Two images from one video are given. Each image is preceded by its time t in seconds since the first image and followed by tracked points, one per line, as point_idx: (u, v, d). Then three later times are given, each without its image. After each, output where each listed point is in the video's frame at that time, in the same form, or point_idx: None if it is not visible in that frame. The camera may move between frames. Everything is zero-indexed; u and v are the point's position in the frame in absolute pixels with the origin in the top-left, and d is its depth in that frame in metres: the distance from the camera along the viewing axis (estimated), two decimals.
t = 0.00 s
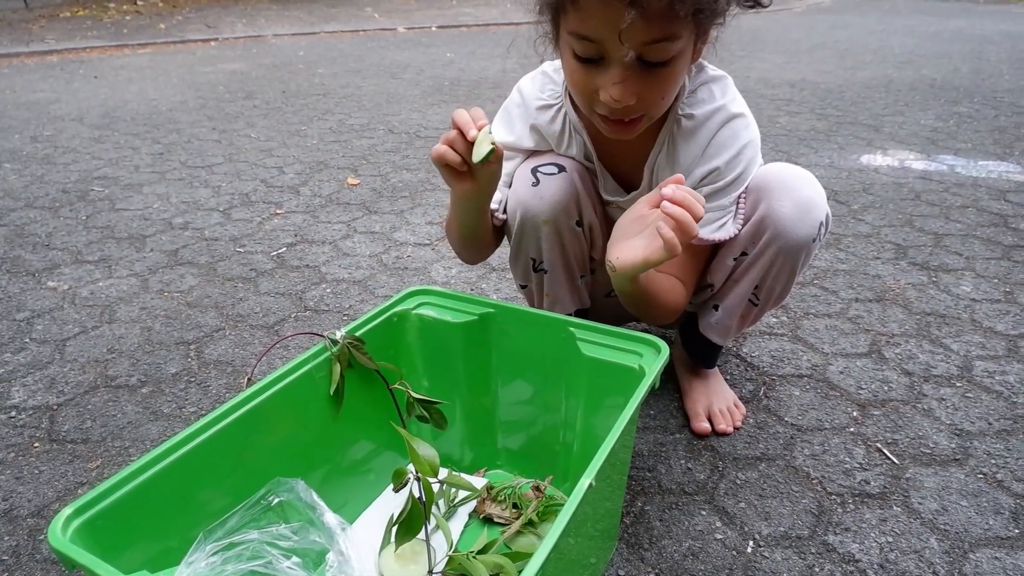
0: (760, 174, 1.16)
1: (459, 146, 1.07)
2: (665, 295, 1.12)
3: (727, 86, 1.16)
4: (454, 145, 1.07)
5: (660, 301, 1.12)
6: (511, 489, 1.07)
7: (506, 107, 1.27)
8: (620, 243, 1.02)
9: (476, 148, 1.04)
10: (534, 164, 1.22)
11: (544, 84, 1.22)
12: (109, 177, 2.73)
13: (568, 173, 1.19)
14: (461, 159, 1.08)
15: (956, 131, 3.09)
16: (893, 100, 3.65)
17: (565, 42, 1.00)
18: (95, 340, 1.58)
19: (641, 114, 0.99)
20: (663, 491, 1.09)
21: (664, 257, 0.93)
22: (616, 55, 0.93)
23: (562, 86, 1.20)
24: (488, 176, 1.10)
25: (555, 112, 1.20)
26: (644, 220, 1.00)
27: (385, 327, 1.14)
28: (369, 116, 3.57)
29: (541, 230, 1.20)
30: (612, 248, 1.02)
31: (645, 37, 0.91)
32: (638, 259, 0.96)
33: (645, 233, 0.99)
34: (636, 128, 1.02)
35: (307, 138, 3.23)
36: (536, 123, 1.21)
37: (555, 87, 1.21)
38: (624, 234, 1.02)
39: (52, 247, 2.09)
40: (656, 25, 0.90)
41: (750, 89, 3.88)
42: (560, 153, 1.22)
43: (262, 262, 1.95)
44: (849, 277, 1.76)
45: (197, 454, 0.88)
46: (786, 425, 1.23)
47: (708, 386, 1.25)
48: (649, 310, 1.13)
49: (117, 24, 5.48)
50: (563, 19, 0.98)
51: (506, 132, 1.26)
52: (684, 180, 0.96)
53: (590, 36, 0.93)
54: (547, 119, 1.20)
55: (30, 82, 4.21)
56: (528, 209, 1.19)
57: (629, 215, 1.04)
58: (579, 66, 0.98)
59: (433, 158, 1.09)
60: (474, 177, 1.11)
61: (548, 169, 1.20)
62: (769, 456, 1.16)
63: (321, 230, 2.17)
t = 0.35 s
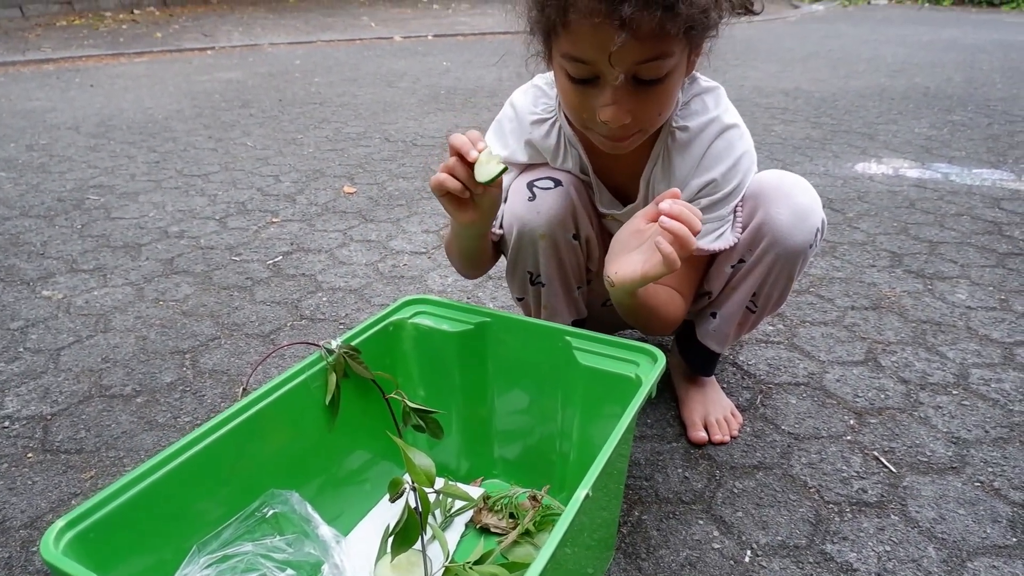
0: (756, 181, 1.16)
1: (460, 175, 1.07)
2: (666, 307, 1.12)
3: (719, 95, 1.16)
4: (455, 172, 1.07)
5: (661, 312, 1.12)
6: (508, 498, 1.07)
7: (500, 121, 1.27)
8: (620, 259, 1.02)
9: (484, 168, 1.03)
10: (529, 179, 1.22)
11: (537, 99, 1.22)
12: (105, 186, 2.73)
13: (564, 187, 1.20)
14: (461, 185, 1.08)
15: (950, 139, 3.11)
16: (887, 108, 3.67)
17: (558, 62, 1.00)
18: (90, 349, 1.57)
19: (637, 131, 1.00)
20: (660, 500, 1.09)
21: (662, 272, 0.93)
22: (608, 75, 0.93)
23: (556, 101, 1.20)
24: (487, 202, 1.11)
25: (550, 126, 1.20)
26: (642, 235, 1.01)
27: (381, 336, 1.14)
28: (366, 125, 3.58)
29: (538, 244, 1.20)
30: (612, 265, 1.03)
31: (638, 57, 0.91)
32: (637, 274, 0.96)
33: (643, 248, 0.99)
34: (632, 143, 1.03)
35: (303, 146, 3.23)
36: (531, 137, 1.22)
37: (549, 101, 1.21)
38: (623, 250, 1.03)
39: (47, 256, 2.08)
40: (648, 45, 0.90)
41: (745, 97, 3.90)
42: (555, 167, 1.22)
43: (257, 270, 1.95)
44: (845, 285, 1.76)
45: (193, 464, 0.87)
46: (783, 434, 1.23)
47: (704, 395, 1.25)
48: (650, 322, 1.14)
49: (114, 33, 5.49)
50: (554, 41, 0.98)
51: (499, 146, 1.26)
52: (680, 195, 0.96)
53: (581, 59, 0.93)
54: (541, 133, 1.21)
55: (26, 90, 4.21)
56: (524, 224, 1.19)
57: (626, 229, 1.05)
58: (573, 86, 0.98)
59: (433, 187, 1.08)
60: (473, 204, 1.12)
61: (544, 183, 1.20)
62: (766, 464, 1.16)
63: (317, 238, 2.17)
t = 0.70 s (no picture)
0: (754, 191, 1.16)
1: (461, 199, 1.07)
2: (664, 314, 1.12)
3: (719, 104, 1.17)
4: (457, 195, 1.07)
5: (661, 319, 1.12)
6: (503, 507, 1.06)
7: (496, 132, 1.27)
8: (624, 267, 1.02)
9: (488, 183, 1.03)
10: (525, 190, 1.22)
11: (534, 107, 1.23)
12: (99, 192, 2.72)
13: (559, 200, 1.20)
14: (466, 208, 1.07)
15: (943, 147, 3.12)
16: (880, 116, 3.69)
17: (546, 76, 1.01)
18: (83, 356, 1.56)
19: (630, 139, 1.00)
20: (655, 509, 1.09)
21: (676, 274, 0.93)
22: (591, 89, 0.94)
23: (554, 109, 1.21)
24: (492, 216, 1.11)
25: (547, 135, 1.21)
26: (647, 241, 1.02)
27: (375, 343, 1.14)
28: (361, 131, 3.58)
29: (534, 256, 1.19)
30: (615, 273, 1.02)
31: (620, 69, 0.91)
32: (649, 277, 0.96)
33: (648, 253, 1.00)
34: (628, 151, 1.03)
35: (299, 153, 3.23)
36: (528, 146, 1.22)
37: (546, 110, 1.22)
38: (626, 257, 1.03)
39: (40, 263, 2.07)
40: (627, 55, 0.90)
41: (739, 105, 3.92)
42: (552, 177, 1.22)
43: (252, 277, 1.94)
44: (839, 292, 1.77)
45: (186, 473, 0.87)
46: (778, 441, 1.23)
47: (700, 403, 1.25)
48: (650, 329, 1.13)
49: (109, 39, 5.49)
50: (541, 56, 1.00)
51: (495, 156, 1.26)
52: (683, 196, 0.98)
53: (564, 74, 0.94)
54: (538, 142, 1.21)
55: (20, 96, 4.20)
56: (519, 236, 1.18)
57: (626, 238, 1.05)
58: (561, 99, 0.99)
59: (438, 215, 1.07)
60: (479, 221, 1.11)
61: (539, 196, 1.20)
62: (761, 472, 1.16)
63: (312, 245, 2.16)
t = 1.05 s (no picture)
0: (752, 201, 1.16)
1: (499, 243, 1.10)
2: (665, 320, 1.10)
3: (718, 113, 1.17)
4: (496, 243, 1.10)
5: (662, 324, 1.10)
6: (497, 518, 1.06)
7: (493, 140, 1.27)
8: (626, 257, 1.00)
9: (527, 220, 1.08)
10: (525, 195, 1.22)
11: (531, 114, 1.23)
12: (92, 200, 2.71)
13: (559, 204, 1.20)
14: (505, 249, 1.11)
15: (935, 156, 3.14)
16: (873, 125, 3.71)
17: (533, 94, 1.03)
18: (74, 366, 1.55)
19: (618, 149, 1.00)
20: (650, 519, 1.08)
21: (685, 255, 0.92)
22: (571, 105, 0.95)
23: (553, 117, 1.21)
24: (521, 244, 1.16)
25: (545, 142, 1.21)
26: (648, 233, 1.01)
27: (369, 352, 1.13)
28: (356, 139, 3.58)
29: (531, 260, 1.19)
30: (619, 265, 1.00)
31: (593, 84, 0.92)
32: (659, 261, 0.94)
33: (651, 243, 0.99)
34: (620, 160, 1.03)
35: (293, 160, 3.23)
36: (525, 153, 1.22)
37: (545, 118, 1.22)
38: (627, 247, 1.01)
39: (32, 271, 2.06)
40: (599, 71, 0.91)
41: (733, 113, 3.94)
42: (551, 183, 1.22)
43: (245, 285, 1.94)
44: (833, 300, 1.77)
45: (176, 485, 0.86)
46: (773, 450, 1.22)
47: (696, 410, 1.25)
48: (650, 336, 1.12)
49: (103, 46, 5.48)
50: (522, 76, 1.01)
51: (491, 164, 1.25)
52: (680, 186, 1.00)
53: (543, 93, 0.96)
54: (536, 150, 1.21)
55: (13, 104, 4.18)
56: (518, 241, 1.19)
57: (625, 234, 1.04)
58: (547, 116, 1.00)
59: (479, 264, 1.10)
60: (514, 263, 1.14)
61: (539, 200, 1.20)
62: (756, 481, 1.15)
63: (306, 253, 2.16)
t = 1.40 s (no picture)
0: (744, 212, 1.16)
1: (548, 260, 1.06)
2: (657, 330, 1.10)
3: (710, 122, 1.17)
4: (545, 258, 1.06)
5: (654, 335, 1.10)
6: (494, 527, 1.05)
7: (490, 150, 1.26)
8: (612, 266, 1.00)
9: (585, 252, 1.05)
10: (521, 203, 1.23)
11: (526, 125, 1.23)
12: (88, 209, 2.70)
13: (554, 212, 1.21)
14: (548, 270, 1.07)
15: (930, 162, 3.16)
16: (868, 131, 3.73)
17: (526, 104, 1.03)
18: (69, 376, 1.54)
19: (616, 149, 1.00)
20: (647, 527, 1.08)
21: (665, 267, 0.92)
22: (566, 107, 0.94)
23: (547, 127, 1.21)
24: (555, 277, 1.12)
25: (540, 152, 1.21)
26: (635, 241, 1.00)
27: (365, 362, 1.13)
28: (353, 147, 3.58)
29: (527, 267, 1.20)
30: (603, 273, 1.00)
31: (586, 82, 0.92)
32: (642, 271, 0.94)
33: (637, 252, 0.98)
34: (619, 161, 1.03)
35: (290, 169, 3.23)
36: (521, 162, 1.21)
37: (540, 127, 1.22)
38: (614, 254, 1.01)
39: (27, 280, 2.05)
40: (591, 66, 0.91)
41: (729, 120, 3.95)
42: (547, 191, 1.23)
43: (241, 294, 1.93)
44: (829, 306, 1.77)
45: (172, 495, 0.85)
46: (770, 458, 1.22)
47: (692, 418, 1.25)
48: (643, 346, 1.12)
49: (100, 55, 5.49)
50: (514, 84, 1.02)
51: (487, 173, 1.24)
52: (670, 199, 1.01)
53: (538, 100, 0.96)
54: (531, 159, 1.20)
55: (10, 113, 4.18)
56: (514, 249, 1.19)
57: (612, 241, 1.04)
58: (543, 124, 1.00)
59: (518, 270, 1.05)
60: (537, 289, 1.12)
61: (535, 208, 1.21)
62: (754, 489, 1.15)
63: (303, 261, 2.16)
